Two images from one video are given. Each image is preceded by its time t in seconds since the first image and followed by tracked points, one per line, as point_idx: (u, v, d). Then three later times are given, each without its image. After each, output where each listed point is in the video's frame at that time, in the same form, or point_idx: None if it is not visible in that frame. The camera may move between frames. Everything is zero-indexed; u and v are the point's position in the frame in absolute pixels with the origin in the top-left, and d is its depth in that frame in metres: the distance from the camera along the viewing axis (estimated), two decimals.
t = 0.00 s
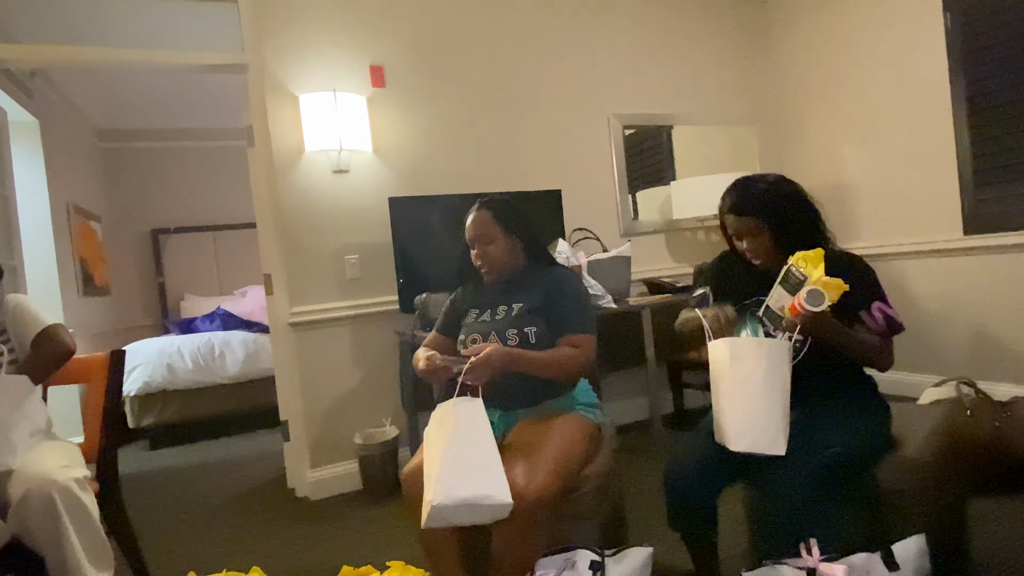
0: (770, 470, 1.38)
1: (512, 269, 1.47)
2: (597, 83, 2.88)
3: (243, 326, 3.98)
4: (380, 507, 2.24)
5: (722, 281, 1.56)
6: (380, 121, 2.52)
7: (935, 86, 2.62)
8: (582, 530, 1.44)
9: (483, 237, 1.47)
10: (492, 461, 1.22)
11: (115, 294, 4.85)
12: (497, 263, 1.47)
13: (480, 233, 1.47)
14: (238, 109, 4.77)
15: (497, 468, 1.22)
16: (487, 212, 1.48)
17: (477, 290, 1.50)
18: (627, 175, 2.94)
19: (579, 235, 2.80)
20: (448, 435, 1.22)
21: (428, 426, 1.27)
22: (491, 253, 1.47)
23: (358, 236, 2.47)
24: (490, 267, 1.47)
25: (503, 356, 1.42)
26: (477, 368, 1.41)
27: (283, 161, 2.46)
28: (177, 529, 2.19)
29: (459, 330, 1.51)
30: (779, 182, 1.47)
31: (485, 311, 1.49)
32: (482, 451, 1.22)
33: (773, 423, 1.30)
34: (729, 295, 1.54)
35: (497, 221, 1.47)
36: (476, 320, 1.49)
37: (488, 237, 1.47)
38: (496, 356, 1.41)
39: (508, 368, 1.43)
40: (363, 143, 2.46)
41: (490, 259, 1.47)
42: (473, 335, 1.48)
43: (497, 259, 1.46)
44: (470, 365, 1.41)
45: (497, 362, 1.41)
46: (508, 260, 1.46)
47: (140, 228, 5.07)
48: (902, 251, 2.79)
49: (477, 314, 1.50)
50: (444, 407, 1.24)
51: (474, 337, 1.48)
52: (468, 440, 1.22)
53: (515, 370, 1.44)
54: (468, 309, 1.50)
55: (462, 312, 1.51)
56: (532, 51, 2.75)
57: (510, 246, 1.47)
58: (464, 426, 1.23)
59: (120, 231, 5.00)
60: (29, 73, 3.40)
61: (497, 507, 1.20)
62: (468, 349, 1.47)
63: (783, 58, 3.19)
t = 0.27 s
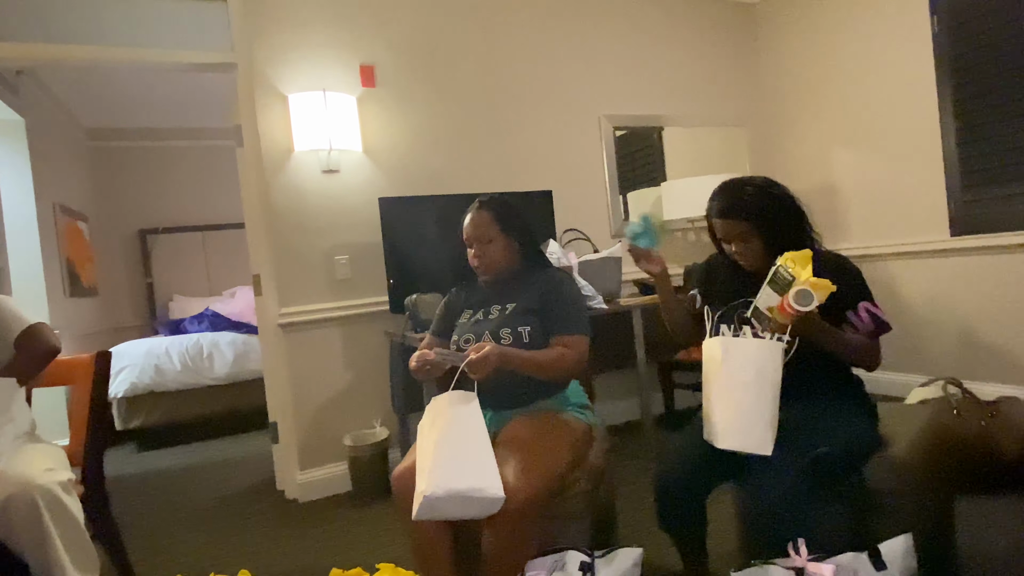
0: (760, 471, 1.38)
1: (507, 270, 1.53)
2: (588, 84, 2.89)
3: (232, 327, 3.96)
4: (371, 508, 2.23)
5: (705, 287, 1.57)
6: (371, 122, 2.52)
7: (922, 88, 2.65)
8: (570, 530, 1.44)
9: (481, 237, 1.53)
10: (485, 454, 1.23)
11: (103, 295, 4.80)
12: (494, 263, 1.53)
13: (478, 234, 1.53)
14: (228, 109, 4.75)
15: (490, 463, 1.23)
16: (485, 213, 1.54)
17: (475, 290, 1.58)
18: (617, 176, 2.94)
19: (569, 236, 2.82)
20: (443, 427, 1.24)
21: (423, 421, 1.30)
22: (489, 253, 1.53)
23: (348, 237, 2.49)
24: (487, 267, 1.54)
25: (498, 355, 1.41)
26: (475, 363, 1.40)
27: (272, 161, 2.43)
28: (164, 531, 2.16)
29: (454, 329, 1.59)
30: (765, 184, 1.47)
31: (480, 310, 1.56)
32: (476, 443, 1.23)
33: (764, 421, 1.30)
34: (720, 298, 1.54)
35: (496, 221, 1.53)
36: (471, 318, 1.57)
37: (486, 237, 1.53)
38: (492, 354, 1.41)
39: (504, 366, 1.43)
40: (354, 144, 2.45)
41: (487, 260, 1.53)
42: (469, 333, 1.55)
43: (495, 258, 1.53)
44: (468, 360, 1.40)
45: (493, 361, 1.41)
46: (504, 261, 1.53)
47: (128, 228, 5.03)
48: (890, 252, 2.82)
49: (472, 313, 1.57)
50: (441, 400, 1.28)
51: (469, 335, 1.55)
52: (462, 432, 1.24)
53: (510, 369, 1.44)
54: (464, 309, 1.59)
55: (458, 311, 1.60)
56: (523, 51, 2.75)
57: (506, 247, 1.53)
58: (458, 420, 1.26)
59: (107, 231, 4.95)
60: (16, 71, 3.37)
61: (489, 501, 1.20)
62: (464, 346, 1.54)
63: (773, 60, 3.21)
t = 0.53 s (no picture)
0: (755, 470, 1.39)
1: (505, 270, 1.53)
2: (583, 84, 2.90)
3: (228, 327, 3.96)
4: (366, 509, 2.24)
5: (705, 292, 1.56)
6: (366, 122, 2.53)
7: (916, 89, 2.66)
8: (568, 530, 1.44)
9: (480, 237, 1.54)
10: (480, 454, 1.25)
11: (98, 295, 4.78)
12: (492, 263, 1.54)
13: (477, 234, 1.55)
14: (223, 108, 4.74)
15: (485, 464, 1.25)
16: (484, 213, 1.56)
17: (471, 290, 1.57)
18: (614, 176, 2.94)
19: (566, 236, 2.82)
20: (440, 425, 1.27)
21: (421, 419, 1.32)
22: (489, 254, 1.54)
23: (344, 237, 2.46)
24: (485, 267, 1.54)
25: (502, 357, 1.45)
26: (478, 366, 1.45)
27: (267, 161, 2.43)
28: (158, 532, 2.16)
29: (451, 329, 1.59)
30: (758, 186, 1.47)
31: (477, 309, 1.57)
32: (471, 442, 1.26)
33: (757, 421, 1.30)
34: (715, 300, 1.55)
35: (495, 222, 1.55)
36: (467, 318, 1.57)
37: (484, 237, 1.54)
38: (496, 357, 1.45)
39: (507, 367, 1.46)
40: (350, 144, 2.45)
41: (485, 260, 1.54)
42: (467, 333, 1.55)
43: (494, 259, 1.54)
44: (473, 364, 1.45)
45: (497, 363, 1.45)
46: (503, 262, 1.53)
47: (123, 228, 5.01)
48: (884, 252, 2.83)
49: (468, 312, 1.57)
50: (438, 399, 1.30)
51: (466, 334, 1.55)
52: (458, 432, 1.27)
53: (512, 371, 1.47)
54: (461, 309, 1.58)
55: (453, 311, 1.59)
56: (518, 52, 2.75)
57: (505, 248, 1.54)
58: (457, 420, 1.28)
59: (102, 231, 4.93)
60: (9, 70, 3.36)
61: (481, 500, 1.22)
62: (460, 346, 1.55)
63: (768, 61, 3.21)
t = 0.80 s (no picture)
0: (759, 471, 1.38)
1: (507, 269, 1.54)
2: (586, 84, 2.90)
3: (231, 326, 3.97)
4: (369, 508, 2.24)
5: (711, 290, 1.54)
6: (369, 122, 2.53)
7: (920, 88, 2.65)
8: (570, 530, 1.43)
9: (482, 237, 1.54)
10: (482, 453, 1.26)
11: (101, 294, 4.79)
12: (495, 263, 1.54)
13: (479, 233, 1.54)
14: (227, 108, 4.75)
15: (487, 462, 1.25)
16: (486, 212, 1.55)
17: (475, 290, 1.58)
18: (617, 175, 2.94)
19: (568, 236, 2.83)
20: (444, 423, 1.29)
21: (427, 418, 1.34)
22: (491, 253, 1.54)
23: (346, 236, 2.50)
24: (488, 266, 1.54)
25: (512, 358, 1.43)
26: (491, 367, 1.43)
27: (269, 160, 2.41)
28: (162, 530, 2.16)
29: (454, 329, 1.60)
30: (758, 185, 1.47)
31: (480, 309, 1.57)
32: (474, 441, 1.27)
33: (760, 420, 1.29)
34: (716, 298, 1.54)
35: (496, 221, 1.55)
36: (470, 318, 1.57)
37: (487, 236, 1.54)
38: (507, 357, 1.43)
39: (517, 368, 1.45)
40: (353, 144, 2.46)
41: (488, 260, 1.54)
42: (470, 332, 1.55)
43: (497, 258, 1.54)
44: (484, 364, 1.44)
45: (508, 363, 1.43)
46: (506, 261, 1.53)
47: (126, 227, 5.02)
48: (888, 252, 2.82)
49: (471, 312, 1.57)
50: (445, 399, 1.32)
51: (469, 332, 1.55)
52: (462, 430, 1.28)
53: (520, 372, 1.46)
54: (462, 310, 1.59)
55: (456, 311, 1.60)
56: (520, 52, 2.76)
57: (507, 248, 1.54)
58: (462, 419, 1.30)
59: (106, 230, 4.94)
60: (14, 69, 3.37)
61: (482, 498, 1.21)
62: (463, 345, 1.55)
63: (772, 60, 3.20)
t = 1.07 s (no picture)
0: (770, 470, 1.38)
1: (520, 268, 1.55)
2: (596, 83, 2.89)
3: (243, 325, 4.00)
4: (379, 505, 2.24)
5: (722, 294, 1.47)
6: (378, 121, 2.54)
7: (933, 85, 2.63)
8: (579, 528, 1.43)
9: (494, 237, 1.56)
10: (489, 448, 1.27)
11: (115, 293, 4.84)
12: (507, 263, 1.55)
13: (490, 234, 1.56)
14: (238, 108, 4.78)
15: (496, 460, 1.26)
16: (496, 213, 1.58)
17: (485, 289, 1.58)
18: (628, 173, 2.93)
19: (577, 235, 2.83)
20: (453, 418, 1.30)
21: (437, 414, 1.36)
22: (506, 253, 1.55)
23: (356, 236, 2.52)
24: (500, 267, 1.56)
25: (516, 352, 1.43)
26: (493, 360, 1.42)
27: (281, 160, 2.42)
28: (175, 527, 2.18)
29: (463, 327, 1.59)
30: (766, 181, 1.47)
31: (490, 307, 1.57)
32: (482, 436, 1.28)
33: (771, 419, 1.29)
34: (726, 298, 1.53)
35: (507, 222, 1.57)
36: (479, 316, 1.57)
37: (498, 236, 1.56)
38: (509, 349, 1.43)
39: (522, 364, 1.44)
40: (363, 143, 2.47)
41: (500, 260, 1.56)
42: (479, 330, 1.55)
43: (508, 259, 1.55)
44: (486, 356, 1.43)
45: (511, 356, 1.43)
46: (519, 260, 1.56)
47: (140, 227, 5.07)
48: (901, 250, 2.80)
49: (480, 310, 1.57)
50: (454, 395, 1.34)
51: (478, 330, 1.55)
52: (470, 426, 1.29)
53: (525, 368, 1.45)
54: (472, 308, 1.59)
55: (466, 310, 1.60)
56: (529, 52, 2.76)
57: (519, 248, 1.56)
58: (470, 415, 1.31)
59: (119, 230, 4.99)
60: (29, 71, 3.41)
61: (488, 492, 1.21)
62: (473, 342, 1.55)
63: (783, 58, 3.18)
